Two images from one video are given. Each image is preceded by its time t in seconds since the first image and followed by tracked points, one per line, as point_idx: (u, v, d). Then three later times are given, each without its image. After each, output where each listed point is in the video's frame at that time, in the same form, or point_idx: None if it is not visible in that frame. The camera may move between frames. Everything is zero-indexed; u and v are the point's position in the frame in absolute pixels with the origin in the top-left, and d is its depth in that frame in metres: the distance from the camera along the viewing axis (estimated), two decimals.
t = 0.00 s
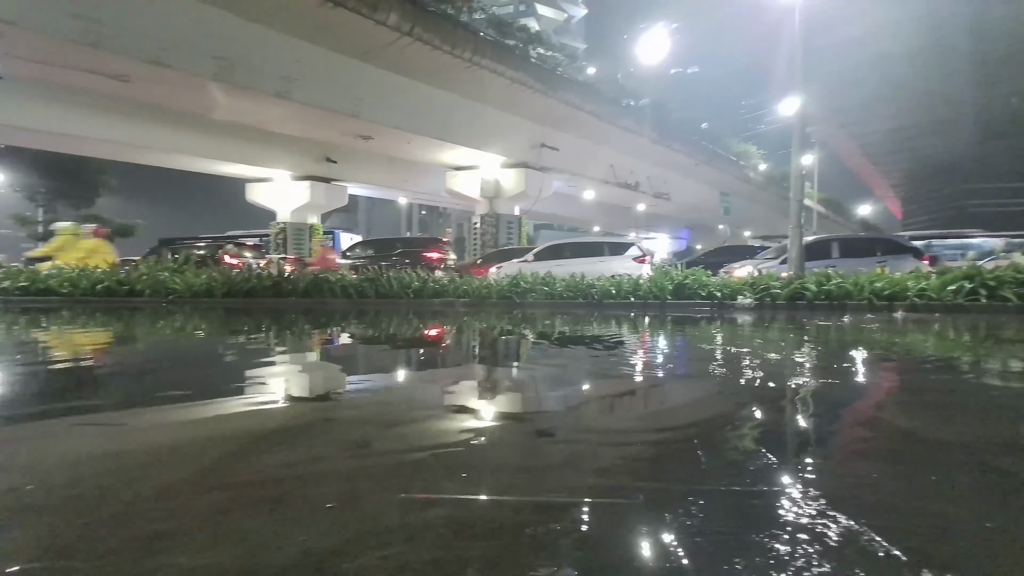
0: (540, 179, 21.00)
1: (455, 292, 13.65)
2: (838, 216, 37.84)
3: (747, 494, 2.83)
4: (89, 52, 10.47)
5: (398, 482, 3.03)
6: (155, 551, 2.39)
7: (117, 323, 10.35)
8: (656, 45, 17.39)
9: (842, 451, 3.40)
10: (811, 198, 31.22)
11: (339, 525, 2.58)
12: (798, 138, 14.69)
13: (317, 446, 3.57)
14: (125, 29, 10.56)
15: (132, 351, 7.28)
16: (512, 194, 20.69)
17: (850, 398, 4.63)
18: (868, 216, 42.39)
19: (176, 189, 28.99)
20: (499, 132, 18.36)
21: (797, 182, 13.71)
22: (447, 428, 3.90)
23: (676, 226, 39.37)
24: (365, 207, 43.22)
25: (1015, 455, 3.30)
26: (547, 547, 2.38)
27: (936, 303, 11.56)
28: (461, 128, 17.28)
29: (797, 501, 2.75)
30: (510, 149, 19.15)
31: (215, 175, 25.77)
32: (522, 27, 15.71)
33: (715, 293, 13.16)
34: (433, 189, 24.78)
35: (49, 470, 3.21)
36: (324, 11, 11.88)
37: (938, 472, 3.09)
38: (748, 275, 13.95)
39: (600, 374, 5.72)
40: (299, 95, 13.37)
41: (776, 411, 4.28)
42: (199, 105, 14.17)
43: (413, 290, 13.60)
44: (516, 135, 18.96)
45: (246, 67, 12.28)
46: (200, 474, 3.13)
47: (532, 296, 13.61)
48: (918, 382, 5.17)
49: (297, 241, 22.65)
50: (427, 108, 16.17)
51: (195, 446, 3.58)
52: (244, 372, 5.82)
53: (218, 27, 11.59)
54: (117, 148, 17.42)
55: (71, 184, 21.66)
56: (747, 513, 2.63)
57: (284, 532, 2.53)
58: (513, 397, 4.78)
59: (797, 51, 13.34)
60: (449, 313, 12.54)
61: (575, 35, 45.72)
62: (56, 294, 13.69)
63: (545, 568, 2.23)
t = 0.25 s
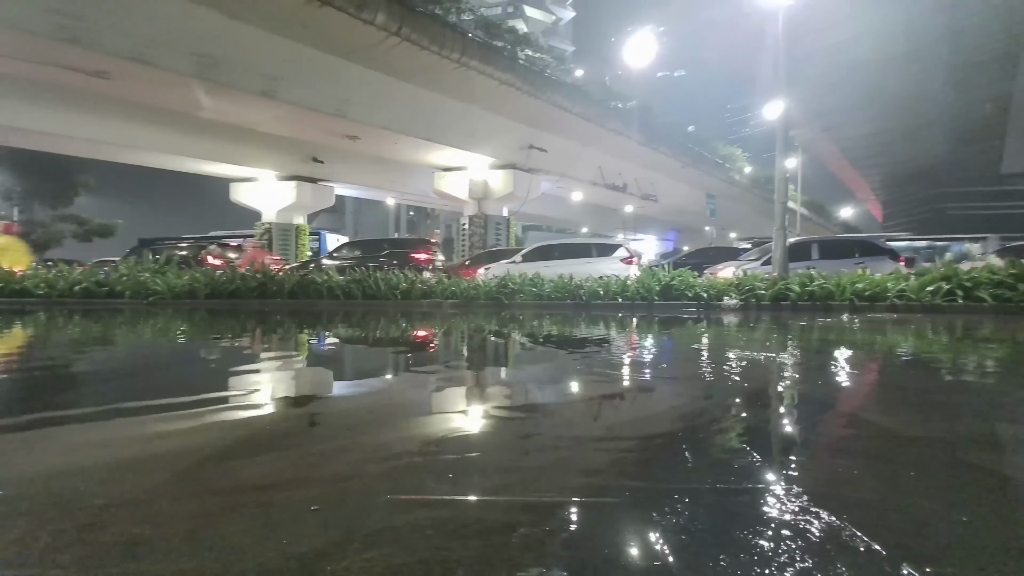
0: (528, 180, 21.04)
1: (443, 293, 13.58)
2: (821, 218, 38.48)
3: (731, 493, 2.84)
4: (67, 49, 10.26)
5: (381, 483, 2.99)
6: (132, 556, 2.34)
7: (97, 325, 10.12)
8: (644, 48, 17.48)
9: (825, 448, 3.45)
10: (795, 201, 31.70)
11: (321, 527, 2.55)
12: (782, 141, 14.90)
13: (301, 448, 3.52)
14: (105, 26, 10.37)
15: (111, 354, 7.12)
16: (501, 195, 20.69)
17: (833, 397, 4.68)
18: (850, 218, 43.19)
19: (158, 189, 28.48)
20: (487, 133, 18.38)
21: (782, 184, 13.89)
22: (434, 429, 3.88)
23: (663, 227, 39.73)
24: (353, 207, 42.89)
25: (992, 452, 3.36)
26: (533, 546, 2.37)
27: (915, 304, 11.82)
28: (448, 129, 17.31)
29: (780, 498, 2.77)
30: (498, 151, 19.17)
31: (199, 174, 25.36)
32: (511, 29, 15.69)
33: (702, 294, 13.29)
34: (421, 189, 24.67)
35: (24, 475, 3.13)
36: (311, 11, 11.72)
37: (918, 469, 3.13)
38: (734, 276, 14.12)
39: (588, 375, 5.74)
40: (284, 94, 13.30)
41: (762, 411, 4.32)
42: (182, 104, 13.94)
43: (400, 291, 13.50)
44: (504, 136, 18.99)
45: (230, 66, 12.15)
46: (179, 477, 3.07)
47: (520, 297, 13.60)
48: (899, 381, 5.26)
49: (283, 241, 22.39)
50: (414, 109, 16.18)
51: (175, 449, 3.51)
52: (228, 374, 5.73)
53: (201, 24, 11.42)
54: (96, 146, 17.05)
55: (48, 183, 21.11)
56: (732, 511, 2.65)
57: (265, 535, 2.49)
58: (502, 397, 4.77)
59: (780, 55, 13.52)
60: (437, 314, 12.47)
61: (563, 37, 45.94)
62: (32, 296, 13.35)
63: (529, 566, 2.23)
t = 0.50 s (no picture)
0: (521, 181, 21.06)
1: (434, 294, 13.53)
2: (809, 219, 38.97)
3: (723, 492, 2.86)
4: (52, 45, 10.09)
5: (375, 485, 2.97)
6: (120, 561, 2.30)
7: (81, 327, 9.93)
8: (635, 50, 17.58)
9: (815, 447, 3.49)
10: (783, 202, 32.06)
11: (314, 529, 2.52)
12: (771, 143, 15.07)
13: (293, 449, 3.48)
14: (92, 23, 10.21)
15: (97, 355, 7.01)
16: (493, 196, 20.68)
17: (821, 397, 4.73)
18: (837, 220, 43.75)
19: (145, 188, 28.09)
20: (479, 134, 18.36)
21: (771, 186, 14.02)
22: (427, 429, 3.86)
23: (654, 228, 39.96)
24: (343, 207, 42.64)
25: (976, 450, 3.42)
26: (527, 546, 2.37)
27: (901, 304, 12.00)
28: (440, 129, 17.26)
29: (772, 497, 2.79)
30: (490, 151, 19.15)
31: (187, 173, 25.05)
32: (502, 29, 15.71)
33: (692, 295, 13.37)
34: (412, 189, 24.57)
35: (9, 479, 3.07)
36: (302, 10, 11.65)
37: (905, 467, 3.18)
38: (724, 277, 14.23)
39: (580, 375, 5.76)
40: (275, 93, 13.14)
41: (753, 410, 4.35)
42: (170, 102, 13.76)
43: (392, 292, 13.44)
44: (496, 136, 18.98)
45: (220, 63, 12.00)
46: (169, 480, 3.02)
47: (512, 297, 13.60)
48: (885, 380, 5.33)
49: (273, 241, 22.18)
50: (406, 109, 16.12)
51: (164, 451, 3.45)
52: (218, 376, 5.67)
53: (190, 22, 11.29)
54: (82, 144, 16.77)
55: (31, 181, 20.71)
56: (725, 509, 2.66)
57: (257, 537, 2.46)
58: (496, 397, 4.77)
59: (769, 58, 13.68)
60: (429, 315, 12.43)
61: (555, 38, 46.05)
62: (15, 297, 13.09)
63: (525, 566, 2.22)
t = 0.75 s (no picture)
0: (513, 181, 21.04)
1: (426, 294, 13.46)
2: (799, 220, 39.32)
3: (708, 494, 2.86)
4: (36, 42, 9.93)
5: (358, 490, 2.92)
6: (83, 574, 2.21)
7: (66, 328, 9.78)
8: (628, 51, 17.62)
9: (803, 449, 3.49)
10: (774, 203, 32.30)
11: (287, 540, 2.44)
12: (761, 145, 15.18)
13: (273, 455, 3.40)
14: (77, 20, 10.06)
15: (81, 357, 6.89)
16: (485, 196, 20.64)
17: (809, 397, 4.76)
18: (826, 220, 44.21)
19: (133, 187, 27.78)
20: (472, 134, 18.32)
21: (761, 187, 14.11)
22: (413, 432, 3.80)
23: (646, 228, 40.11)
24: (335, 207, 42.45)
25: (958, 451, 3.45)
26: (508, 555, 2.32)
27: (888, 304, 12.11)
28: (433, 128, 17.20)
29: (755, 500, 2.78)
30: (483, 151, 19.08)
31: (176, 173, 24.77)
32: (495, 29, 15.70)
33: (683, 295, 13.43)
34: (405, 189, 24.50)
35: None
36: (292, 8, 11.55)
37: (892, 469, 3.17)
38: (715, 277, 14.30)
39: (572, 375, 5.73)
40: (264, 92, 12.99)
41: (742, 411, 4.36)
42: (158, 101, 13.59)
43: (383, 292, 13.36)
44: (489, 137, 18.94)
45: (208, 62, 11.87)
46: (144, 487, 2.95)
47: (504, 297, 13.56)
48: (872, 381, 5.36)
49: (263, 241, 21.99)
50: (398, 109, 16.05)
51: (145, 457, 3.39)
52: (206, 378, 5.59)
53: (177, 19, 11.14)
54: (68, 143, 16.51)
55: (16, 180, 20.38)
56: (709, 515, 2.63)
57: (229, 549, 2.39)
58: (488, 398, 4.73)
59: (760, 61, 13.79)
60: (420, 315, 12.37)
61: (548, 38, 46.15)
62: None
63: None
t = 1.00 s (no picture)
0: (504, 182, 21.01)
1: (416, 296, 13.38)
2: (788, 221, 39.75)
3: (693, 497, 2.82)
4: (15, 38, 9.72)
5: (338, 497, 2.83)
6: None
7: (47, 331, 9.57)
8: (619, 53, 17.66)
9: (790, 450, 3.49)
10: (762, 204, 32.61)
11: (260, 550, 2.36)
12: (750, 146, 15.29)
13: (252, 461, 3.32)
14: (57, 16, 9.85)
15: (62, 360, 6.75)
16: (476, 197, 20.60)
17: (798, 398, 4.77)
18: (814, 222, 44.81)
19: (118, 186, 27.36)
20: (463, 134, 18.28)
21: (749, 188, 14.23)
22: (398, 436, 3.73)
23: (637, 229, 40.29)
24: (325, 208, 42.17)
25: (943, 451, 3.46)
26: (487, 562, 2.26)
27: (874, 304, 12.27)
28: (424, 129, 17.14)
29: (739, 503, 2.75)
30: (475, 152, 19.04)
31: (162, 172, 24.41)
32: (486, 30, 15.66)
33: (673, 296, 13.49)
34: (395, 189, 24.38)
35: None
36: (280, 7, 11.41)
37: (877, 471, 3.16)
38: (704, 278, 14.37)
39: (563, 377, 5.70)
40: (253, 91, 12.83)
41: (731, 412, 4.36)
42: (143, 99, 13.37)
43: (372, 293, 13.25)
44: (480, 137, 18.90)
45: (194, 60, 11.70)
46: (116, 496, 2.86)
47: (495, 299, 13.51)
48: (859, 381, 5.40)
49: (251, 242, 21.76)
50: (389, 109, 15.96)
51: (120, 464, 3.29)
52: (190, 381, 5.49)
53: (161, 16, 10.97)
54: (49, 141, 16.18)
55: None
56: (694, 519, 2.59)
57: (197, 559, 2.30)
58: (478, 400, 4.68)
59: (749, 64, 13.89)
60: (410, 316, 12.28)
61: (539, 39, 46.23)
62: None
63: None
